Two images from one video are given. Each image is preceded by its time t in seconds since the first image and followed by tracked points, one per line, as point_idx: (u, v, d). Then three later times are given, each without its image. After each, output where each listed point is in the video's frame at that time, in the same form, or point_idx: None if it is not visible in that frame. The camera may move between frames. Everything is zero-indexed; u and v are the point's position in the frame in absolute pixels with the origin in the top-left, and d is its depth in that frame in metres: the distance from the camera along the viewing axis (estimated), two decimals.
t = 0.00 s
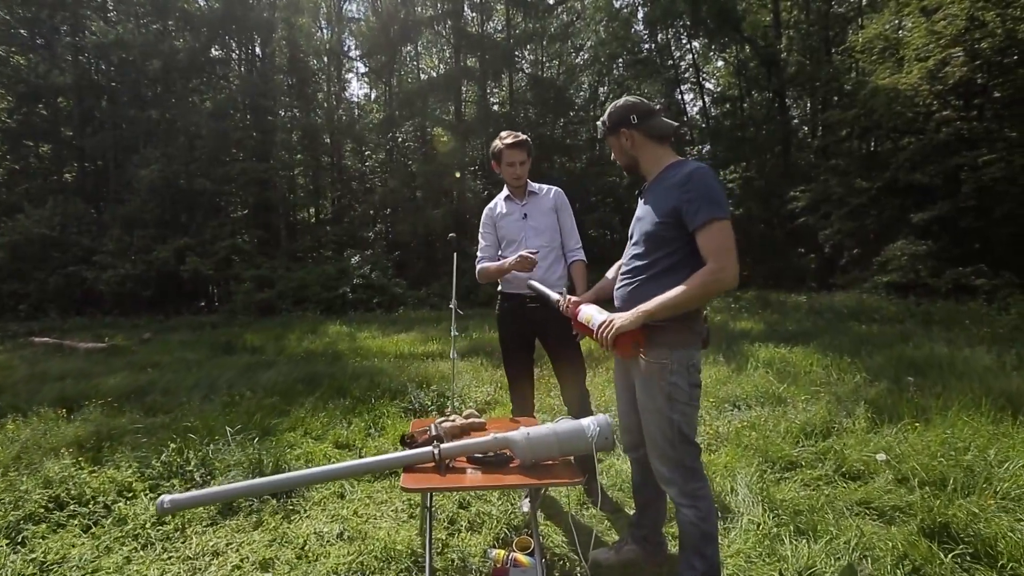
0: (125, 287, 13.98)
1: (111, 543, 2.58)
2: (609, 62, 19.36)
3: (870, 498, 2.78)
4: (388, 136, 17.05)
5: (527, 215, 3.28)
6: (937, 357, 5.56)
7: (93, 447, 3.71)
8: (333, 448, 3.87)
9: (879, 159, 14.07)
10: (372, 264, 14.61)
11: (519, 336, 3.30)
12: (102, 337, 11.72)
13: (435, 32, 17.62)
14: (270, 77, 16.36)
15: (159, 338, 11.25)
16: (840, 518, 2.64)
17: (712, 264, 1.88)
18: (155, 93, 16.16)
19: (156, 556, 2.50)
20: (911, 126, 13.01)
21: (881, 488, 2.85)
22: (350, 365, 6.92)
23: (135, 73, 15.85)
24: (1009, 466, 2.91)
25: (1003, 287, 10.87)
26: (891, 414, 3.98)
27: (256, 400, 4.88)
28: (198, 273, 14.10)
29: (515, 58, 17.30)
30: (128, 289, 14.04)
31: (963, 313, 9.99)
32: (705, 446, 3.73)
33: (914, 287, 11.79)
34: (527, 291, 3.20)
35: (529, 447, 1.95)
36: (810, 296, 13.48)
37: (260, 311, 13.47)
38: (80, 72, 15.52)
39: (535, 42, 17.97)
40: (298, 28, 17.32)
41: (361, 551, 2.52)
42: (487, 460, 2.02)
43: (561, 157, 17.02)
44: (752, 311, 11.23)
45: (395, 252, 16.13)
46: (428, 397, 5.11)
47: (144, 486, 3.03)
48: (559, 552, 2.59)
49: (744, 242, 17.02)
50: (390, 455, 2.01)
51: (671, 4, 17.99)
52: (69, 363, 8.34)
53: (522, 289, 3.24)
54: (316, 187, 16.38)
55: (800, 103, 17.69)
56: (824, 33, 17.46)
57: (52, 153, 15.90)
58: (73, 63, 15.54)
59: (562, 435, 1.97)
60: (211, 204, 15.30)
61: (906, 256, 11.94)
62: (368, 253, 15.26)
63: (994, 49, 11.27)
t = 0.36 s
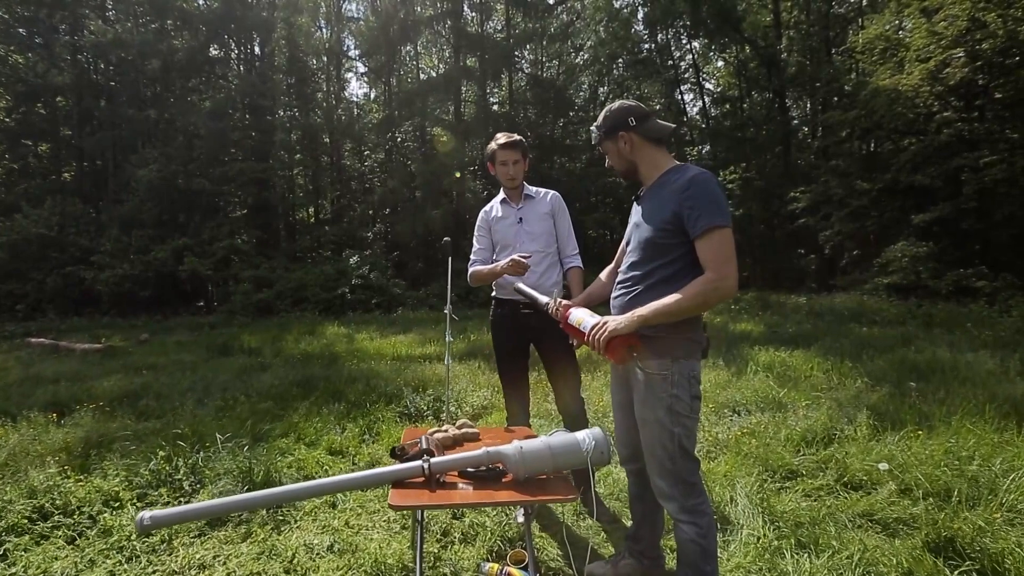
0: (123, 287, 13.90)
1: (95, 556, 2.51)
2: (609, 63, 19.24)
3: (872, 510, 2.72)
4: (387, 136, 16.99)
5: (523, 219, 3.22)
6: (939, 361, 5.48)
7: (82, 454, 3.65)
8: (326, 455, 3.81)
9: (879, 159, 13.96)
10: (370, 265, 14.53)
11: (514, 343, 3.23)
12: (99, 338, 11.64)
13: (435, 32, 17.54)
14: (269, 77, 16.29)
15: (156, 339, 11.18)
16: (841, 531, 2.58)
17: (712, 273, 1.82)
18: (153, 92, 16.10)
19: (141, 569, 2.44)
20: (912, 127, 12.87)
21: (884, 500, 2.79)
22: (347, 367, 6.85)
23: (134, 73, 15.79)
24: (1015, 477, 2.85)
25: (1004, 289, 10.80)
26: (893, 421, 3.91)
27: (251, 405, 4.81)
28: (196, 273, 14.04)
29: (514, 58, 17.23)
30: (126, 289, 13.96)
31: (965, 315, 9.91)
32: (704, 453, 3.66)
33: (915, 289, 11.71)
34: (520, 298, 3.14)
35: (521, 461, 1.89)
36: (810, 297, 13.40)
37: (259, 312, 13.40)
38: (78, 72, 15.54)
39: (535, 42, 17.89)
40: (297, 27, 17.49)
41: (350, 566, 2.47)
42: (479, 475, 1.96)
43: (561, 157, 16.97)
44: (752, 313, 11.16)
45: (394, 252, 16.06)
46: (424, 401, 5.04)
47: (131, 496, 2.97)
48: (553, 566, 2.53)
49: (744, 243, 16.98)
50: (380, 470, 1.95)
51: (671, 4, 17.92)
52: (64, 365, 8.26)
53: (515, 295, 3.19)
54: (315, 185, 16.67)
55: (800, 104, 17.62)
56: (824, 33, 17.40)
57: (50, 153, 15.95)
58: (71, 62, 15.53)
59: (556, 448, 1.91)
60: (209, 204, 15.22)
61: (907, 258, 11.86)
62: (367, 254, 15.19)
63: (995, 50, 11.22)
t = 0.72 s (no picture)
0: (121, 288, 13.80)
1: None
2: (610, 63, 19.01)
3: (883, 528, 2.63)
4: (386, 136, 16.94)
5: (520, 223, 3.13)
6: (945, 367, 5.39)
7: (68, 464, 3.55)
8: (318, 465, 3.71)
9: (880, 159, 13.70)
10: (370, 266, 14.42)
11: (509, 353, 3.14)
12: (95, 339, 11.54)
13: (434, 32, 17.43)
14: (268, 77, 16.20)
15: (153, 340, 11.08)
16: (851, 550, 2.48)
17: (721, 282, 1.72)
18: (152, 92, 16.01)
19: None
20: (914, 127, 12.75)
21: (896, 517, 2.69)
22: (344, 371, 6.76)
23: (132, 73, 15.71)
24: None
25: (1008, 291, 10.70)
26: (900, 430, 3.82)
27: (244, 412, 4.72)
28: (194, 274, 13.94)
29: (514, 58, 17.13)
30: (123, 289, 13.85)
31: (969, 317, 9.80)
32: (706, 463, 3.57)
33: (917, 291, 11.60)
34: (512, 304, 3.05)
35: (517, 483, 1.79)
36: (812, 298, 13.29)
37: (257, 313, 13.30)
38: (77, 71, 15.46)
39: (535, 42, 17.80)
40: (296, 28, 17.24)
41: None
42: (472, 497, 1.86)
43: (561, 157, 16.87)
44: (754, 315, 11.06)
45: (394, 253, 15.96)
46: (420, 408, 4.95)
47: (115, 510, 2.88)
48: None
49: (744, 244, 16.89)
50: (367, 492, 1.84)
51: (671, 4, 17.83)
52: (59, 368, 8.16)
53: (508, 302, 3.09)
54: (315, 187, 16.47)
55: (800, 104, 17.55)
56: (825, 33, 17.33)
57: (49, 152, 15.94)
58: (70, 62, 15.45)
59: (552, 469, 1.81)
60: (207, 204, 15.12)
61: (909, 259, 11.74)
62: (366, 254, 15.09)
63: (998, 49, 11.15)
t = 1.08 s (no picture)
0: (118, 289, 13.68)
1: None
2: (610, 63, 18.87)
3: (898, 549, 2.52)
4: (384, 137, 16.84)
5: (521, 229, 3.01)
6: (953, 373, 5.28)
7: (52, 476, 3.44)
8: (311, 477, 3.60)
9: (881, 160, 13.64)
10: (369, 267, 14.29)
11: (508, 361, 3.03)
12: (91, 341, 11.42)
13: (433, 32, 17.30)
14: (267, 77, 16.08)
15: (150, 343, 10.96)
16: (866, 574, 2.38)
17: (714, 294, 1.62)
18: (149, 92, 15.89)
19: None
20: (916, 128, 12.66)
21: (911, 538, 2.59)
22: (340, 377, 6.64)
23: (130, 73, 15.60)
24: None
25: (1012, 293, 10.59)
26: (911, 441, 3.72)
27: (235, 421, 4.60)
28: (192, 275, 13.83)
29: (513, 58, 17.00)
30: (121, 291, 13.74)
31: (972, 320, 9.69)
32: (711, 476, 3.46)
33: (920, 293, 11.47)
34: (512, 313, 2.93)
35: (515, 512, 1.68)
36: (814, 300, 13.18)
37: (255, 315, 13.18)
38: (75, 71, 15.34)
39: (535, 41, 17.69)
40: (295, 27, 17.49)
41: None
42: (468, 526, 1.74)
43: (561, 157, 16.75)
44: (755, 317, 10.94)
45: (392, 253, 15.83)
46: (417, 416, 4.83)
47: (98, 529, 2.79)
48: None
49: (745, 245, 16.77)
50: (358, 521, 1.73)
51: (671, 4, 17.74)
52: (52, 373, 8.03)
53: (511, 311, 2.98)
54: (314, 185, 16.65)
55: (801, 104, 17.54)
56: (826, 33, 17.25)
57: (47, 153, 15.85)
58: (67, 62, 15.33)
59: (553, 497, 1.69)
60: (205, 205, 15.01)
61: (912, 261, 11.63)
62: (365, 255, 14.96)
63: (1002, 50, 11.07)
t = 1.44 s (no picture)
0: (117, 290, 13.59)
1: None
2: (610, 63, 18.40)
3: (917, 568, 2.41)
4: (384, 137, 16.69)
5: (522, 233, 2.90)
6: (965, 379, 5.16)
7: (38, 486, 3.35)
8: (306, 488, 3.49)
9: (884, 160, 13.53)
10: (369, 268, 14.15)
11: (509, 364, 2.92)
12: (89, 343, 11.31)
13: (434, 32, 17.18)
14: (267, 77, 15.97)
15: (148, 345, 10.86)
16: None
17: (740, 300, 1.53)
18: (149, 92, 15.79)
19: None
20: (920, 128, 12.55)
21: (931, 556, 2.48)
22: (338, 381, 6.51)
23: (129, 73, 15.51)
24: None
25: (1018, 294, 10.46)
26: (925, 450, 3.61)
27: (230, 428, 4.49)
28: (190, 276, 13.73)
29: (514, 58, 16.89)
30: (120, 291, 13.65)
31: (978, 322, 9.56)
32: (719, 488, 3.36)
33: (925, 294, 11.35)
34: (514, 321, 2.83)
35: (518, 542, 1.57)
36: (817, 301, 13.05)
37: (254, 316, 13.07)
38: (74, 72, 15.25)
39: (535, 41, 17.57)
40: (295, 27, 17.32)
41: None
42: (466, 554, 1.64)
43: (561, 157, 16.62)
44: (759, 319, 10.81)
45: (392, 254, 15.68)
46: (416, 422, 4.71)
47: (82, 546, 2.69)
48: None
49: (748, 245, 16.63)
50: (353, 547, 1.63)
51: (672, 3, 17.63)
52: (48, 376, 7.92)
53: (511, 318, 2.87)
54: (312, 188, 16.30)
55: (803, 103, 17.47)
56: (828, 33, 17.16)
57: (46, 153, 15.71)
58: (67, 62, 15.25)
59: (559, 525, 1.59)
60: (205, 205, 14.91)
61: (916, 262, 11.49)
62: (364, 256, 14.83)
63: (1008, 49, 10.99)
